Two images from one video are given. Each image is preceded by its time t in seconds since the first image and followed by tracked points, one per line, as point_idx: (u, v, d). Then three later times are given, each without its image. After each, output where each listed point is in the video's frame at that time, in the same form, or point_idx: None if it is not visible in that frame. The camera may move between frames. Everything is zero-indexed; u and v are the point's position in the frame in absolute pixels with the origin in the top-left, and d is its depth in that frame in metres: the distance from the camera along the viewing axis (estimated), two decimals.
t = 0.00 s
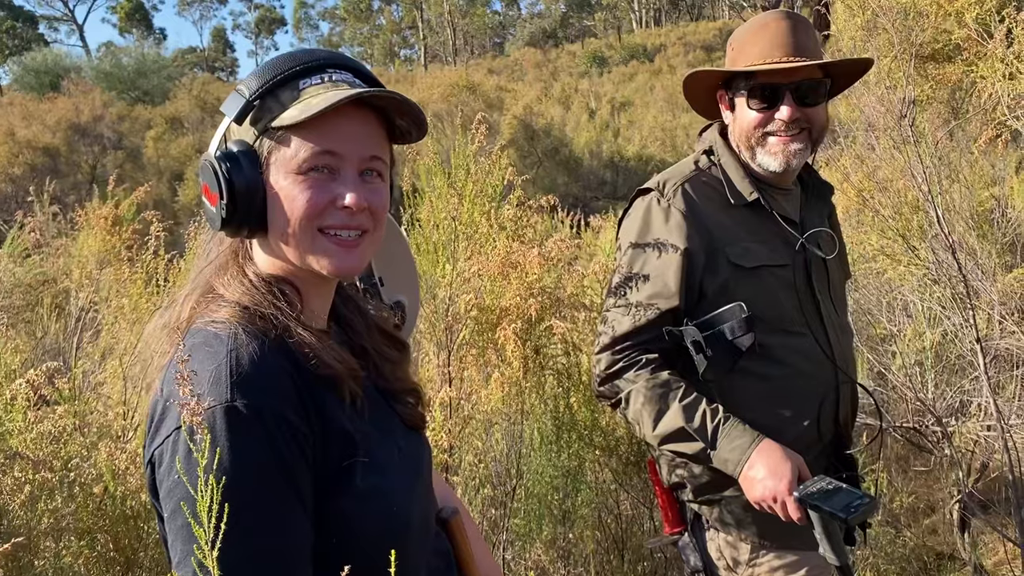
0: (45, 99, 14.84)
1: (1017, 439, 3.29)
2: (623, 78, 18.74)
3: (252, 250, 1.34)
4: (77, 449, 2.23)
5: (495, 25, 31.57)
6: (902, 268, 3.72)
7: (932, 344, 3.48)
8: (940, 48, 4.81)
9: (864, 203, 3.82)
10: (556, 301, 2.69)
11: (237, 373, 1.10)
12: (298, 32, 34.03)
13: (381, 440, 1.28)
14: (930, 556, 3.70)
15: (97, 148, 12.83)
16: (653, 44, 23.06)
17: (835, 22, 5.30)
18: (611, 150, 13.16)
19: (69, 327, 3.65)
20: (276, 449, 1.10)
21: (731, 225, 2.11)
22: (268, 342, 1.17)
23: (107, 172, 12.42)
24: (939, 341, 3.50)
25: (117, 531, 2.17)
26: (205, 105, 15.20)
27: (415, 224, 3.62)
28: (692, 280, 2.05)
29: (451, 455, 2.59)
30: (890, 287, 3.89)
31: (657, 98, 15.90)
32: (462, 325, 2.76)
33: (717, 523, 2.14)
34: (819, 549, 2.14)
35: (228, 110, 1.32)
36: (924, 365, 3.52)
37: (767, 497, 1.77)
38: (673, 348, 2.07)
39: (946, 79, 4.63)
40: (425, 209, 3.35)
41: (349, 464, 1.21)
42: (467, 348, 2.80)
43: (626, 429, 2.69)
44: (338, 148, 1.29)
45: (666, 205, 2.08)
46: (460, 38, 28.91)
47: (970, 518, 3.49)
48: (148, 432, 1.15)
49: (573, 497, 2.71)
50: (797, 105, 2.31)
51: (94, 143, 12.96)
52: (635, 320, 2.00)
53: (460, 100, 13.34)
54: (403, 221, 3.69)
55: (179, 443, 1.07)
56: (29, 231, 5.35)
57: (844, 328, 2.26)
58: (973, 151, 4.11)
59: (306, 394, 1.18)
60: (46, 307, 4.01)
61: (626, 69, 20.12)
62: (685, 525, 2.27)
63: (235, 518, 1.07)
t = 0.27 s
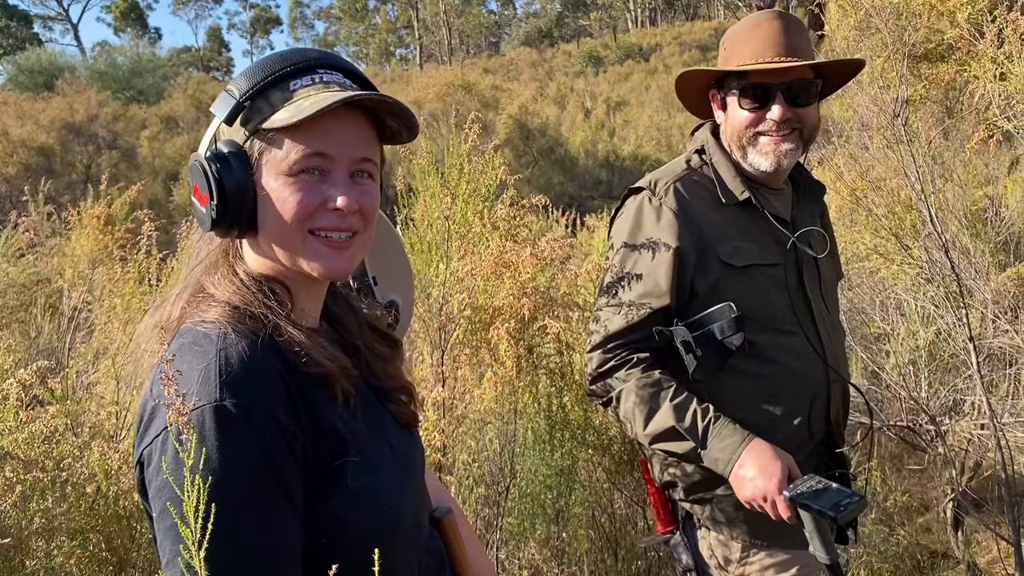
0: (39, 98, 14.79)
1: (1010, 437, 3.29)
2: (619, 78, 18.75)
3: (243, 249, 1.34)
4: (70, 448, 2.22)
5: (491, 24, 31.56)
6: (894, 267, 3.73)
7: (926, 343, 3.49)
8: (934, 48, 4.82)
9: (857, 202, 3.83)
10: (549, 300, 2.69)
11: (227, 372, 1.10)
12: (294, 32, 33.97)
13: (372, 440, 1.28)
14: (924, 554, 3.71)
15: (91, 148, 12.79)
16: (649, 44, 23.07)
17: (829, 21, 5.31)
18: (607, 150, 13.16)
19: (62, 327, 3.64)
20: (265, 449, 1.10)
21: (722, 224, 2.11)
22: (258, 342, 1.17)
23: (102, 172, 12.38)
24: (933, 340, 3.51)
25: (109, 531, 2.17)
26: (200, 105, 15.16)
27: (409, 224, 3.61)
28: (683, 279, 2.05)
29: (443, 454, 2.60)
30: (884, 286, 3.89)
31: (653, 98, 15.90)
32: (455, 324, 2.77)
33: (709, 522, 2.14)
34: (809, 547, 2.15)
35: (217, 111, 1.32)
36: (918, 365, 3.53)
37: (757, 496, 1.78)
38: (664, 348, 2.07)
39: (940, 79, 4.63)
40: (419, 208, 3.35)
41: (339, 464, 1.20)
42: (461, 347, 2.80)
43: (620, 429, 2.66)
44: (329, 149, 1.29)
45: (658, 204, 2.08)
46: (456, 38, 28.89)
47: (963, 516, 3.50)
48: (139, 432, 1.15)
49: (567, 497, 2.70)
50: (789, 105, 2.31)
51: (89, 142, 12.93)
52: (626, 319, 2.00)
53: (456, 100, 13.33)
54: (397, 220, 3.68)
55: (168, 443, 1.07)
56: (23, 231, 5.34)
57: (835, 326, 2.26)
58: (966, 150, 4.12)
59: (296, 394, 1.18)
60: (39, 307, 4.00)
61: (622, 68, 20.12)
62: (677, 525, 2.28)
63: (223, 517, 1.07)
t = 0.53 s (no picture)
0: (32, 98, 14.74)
1: (1002, 436, 3.30)
2: (613, 78, 18.79)
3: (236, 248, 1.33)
4: (61, 449, 2.21)
5: (485, 24, 31.56)
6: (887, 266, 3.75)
7: (918, 342, 3.50)
8: (925, 48, 4.84)
9: (850, 201, 3.85)
10: (542, 299, 2.69)
11: (233, 366, 1.10)
12: (289, 32, 33.93)
13: (371, 437, 1.28)
14: (916, 552, 3.73)
15: (85, 148, 12.76)
16: (643, 44, 23.11)
17: (821, 21, 5.34)
18: (601, 150, 13.18)
19: (55, 328, 3.62)
20: (271, 443, 1.10)
21: (713, 223, 2.12)
22: (261, 335, 1.17)
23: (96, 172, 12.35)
24: (925, 338, 3.52)
25: (101, 532, 2.16)
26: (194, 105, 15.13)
27: (403, 224, 3.61)
28: (674, 278, 2.05)
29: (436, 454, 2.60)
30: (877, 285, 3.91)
31: (647, 98, 15.93)
32: (447, 324, 2.76)
33: (701, 522, 2.13)
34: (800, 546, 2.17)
35: (208, 129, 1.24)
36: (910, 363, 3.54)
37: (749, 495, 1.78)
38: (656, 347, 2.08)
39: (931, 78, 4.66)
40: (412, 208, 3.35)
41: (338, 460, 1.20)
42: (454, 347, 2.78)
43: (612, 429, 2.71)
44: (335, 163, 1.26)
45: (649, 204, 2.08)
46: (451, 38, 28.91)
47: (955, 515, 3.51)
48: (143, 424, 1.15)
49: (560, 496, 2.69)
50: (779, 104, 2.32)
51: (82, 143, 12.89)
52: (618, 318, 2.01)
53: (451, 100, 13.33)
54: (390, 220, 3.68)
55: (174, 434, 1.07)
56: (16, 231, 5.32)
57: (826, 325, 2.27)
58: (958, 150, 4.14)
59: (300, 389, 1.18)
60: (32, 308, 3.99)
61: (617, 68, 20.16)
62: (667, 523, 2.28)
63: (228, 509, 1.06)
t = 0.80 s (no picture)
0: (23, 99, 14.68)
1: (992, 435, 3.31)
2: (607, 78, 18.81)
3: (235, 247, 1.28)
4: (46, 454, 2.19)
5: (479, 24, 31.57)
6: (878, 266, 3.76)
7: (908, 342, 3.50)
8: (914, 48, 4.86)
9: (840, 202, 3.86)
10: (531, 301, 2.68)
11: (237, 359, 1.05)
12: (282, 32, 33.88)
13: (369, 436, 1.24)
14: (906, 552, 3.74)
15: (77, 149, 12.71)
16: (636, 44, 23.15)
17: (811, 23, 5.36)
18: (594, 150, 13.19)
19: (42, 330, 3.60)
20: (274, 437, 1.05)
21: (700, 225, 2.12)
22: (262, 331, 1.13)
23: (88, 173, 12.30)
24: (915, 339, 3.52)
25: (86, 536, 2.15)
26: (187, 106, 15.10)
27: (393, 225, 3.61)
28: (661, 281, 2.05)
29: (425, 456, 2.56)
30: (867, 286, 3.93)
31: (641, 98, 15.96)
32: (437, 325, 2.76)
33: (690, 523, 2.14)
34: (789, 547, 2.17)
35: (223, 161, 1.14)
36: (901, 364, 3.54)
37: (737, 497, 1.77)
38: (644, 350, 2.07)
39: (921, 79, 4.68)
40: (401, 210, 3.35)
41: (335, 459, 1.16)
42: (444, 348, 2.79)
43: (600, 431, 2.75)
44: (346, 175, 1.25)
45: (636, 207, 2.08)
46: (445, 38, 28.93)
47: (946, 514, 3.52)
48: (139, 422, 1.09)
49: (550, 497, 2.69)
50: (762, 110, 2.32)
51: (74, 143, 12.84)
52: (606, 321, 2.01)
53: (444, 100, 13.32)
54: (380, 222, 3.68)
55: (177, 429, 1.01)
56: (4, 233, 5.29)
57: (814, 326, 2.27)
58: (947, 150, 4.16)
59: (299, 385, 1.14)
60: (20, 310, 3.96)
61: (610, 69, 20.19)
62: (655, 525, 2.28)
63: (232, 508, 1.00)
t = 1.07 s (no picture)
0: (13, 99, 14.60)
1: (981, 435, 3.31)
2: (599, 78, 18.83)
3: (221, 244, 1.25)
4: (30, 457, 2.17)
5: (472, 24, 31.56)
6: (868, 266, 3.76)
7: (898, 342, 3.51)
8: (903, 49, 4.88)
9: (829, 203, 3.87)
10: (519, 303, 2.67)
11: (208, 376, 1.04)
12: (274, 32, 33.80)
13: (351, 445, 1.22)
14: (896, 551, 3.74)
15: (68, 149, 12.64)
16: (629, 44, 23.18)
17: (801, 23, 5.37)
18: (587, 151, 13.21)
19: (29, 332, 3.58)
20: (247, 454, 1.04)
21: (685, 227, 2.12)
22: (238, 346, 1.11)
23: (78, 173, 12.23)
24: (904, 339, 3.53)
25: (70, 539, 2.11)
26: (178, 106, 15.04)
27: (381, 226, 3.60)
28: (646, 283, 2.05)
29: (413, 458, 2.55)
30: (857, 286, 3.95)
31: (633, 98, 15.98)
32: (424, 327, 2.74)
33: (680, 525, 2.13)
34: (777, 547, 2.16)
35: (241, 123, 1.15)
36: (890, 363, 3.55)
37: (722, 499, 1.78)
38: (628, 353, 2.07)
39: (909, 80, 4.69)
40: (390, 211, 3.34)
41: (315, 470, 1.14)
42: (431, 351, 2.76)
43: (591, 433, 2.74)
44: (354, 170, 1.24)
45: (622, 209, 2.08)
46: (437, 39, 28.92)
47: (936, 513, 3.53)
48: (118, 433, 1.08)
49: (539, 498, 2.70)
50: (746, 110, 2.32)
51: (65, 143, 12.78)
52: (592, 323, 2.00)
53: (437, 100, 13.31)
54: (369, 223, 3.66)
55: (148, 447, 1.00)
56: None
57: (800, 326, 2.27)
58: (936, 151, 4.17)
59: (274, 398, 1.12)
60: (6, 312, 3.93)
61: (603, 69, 20.22)
62: (644, 526, 2.28)
63: (204, 526, 0.99)
